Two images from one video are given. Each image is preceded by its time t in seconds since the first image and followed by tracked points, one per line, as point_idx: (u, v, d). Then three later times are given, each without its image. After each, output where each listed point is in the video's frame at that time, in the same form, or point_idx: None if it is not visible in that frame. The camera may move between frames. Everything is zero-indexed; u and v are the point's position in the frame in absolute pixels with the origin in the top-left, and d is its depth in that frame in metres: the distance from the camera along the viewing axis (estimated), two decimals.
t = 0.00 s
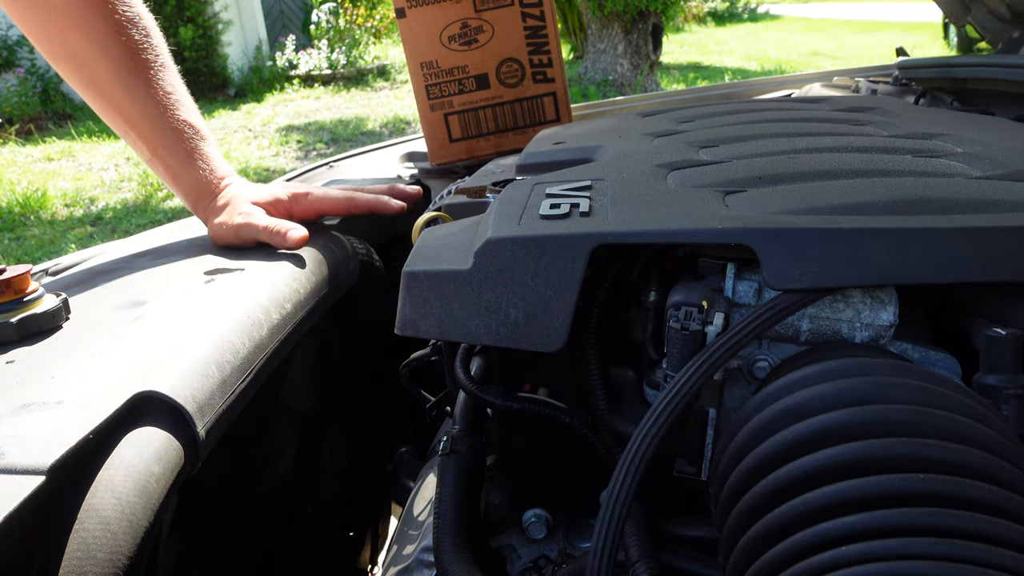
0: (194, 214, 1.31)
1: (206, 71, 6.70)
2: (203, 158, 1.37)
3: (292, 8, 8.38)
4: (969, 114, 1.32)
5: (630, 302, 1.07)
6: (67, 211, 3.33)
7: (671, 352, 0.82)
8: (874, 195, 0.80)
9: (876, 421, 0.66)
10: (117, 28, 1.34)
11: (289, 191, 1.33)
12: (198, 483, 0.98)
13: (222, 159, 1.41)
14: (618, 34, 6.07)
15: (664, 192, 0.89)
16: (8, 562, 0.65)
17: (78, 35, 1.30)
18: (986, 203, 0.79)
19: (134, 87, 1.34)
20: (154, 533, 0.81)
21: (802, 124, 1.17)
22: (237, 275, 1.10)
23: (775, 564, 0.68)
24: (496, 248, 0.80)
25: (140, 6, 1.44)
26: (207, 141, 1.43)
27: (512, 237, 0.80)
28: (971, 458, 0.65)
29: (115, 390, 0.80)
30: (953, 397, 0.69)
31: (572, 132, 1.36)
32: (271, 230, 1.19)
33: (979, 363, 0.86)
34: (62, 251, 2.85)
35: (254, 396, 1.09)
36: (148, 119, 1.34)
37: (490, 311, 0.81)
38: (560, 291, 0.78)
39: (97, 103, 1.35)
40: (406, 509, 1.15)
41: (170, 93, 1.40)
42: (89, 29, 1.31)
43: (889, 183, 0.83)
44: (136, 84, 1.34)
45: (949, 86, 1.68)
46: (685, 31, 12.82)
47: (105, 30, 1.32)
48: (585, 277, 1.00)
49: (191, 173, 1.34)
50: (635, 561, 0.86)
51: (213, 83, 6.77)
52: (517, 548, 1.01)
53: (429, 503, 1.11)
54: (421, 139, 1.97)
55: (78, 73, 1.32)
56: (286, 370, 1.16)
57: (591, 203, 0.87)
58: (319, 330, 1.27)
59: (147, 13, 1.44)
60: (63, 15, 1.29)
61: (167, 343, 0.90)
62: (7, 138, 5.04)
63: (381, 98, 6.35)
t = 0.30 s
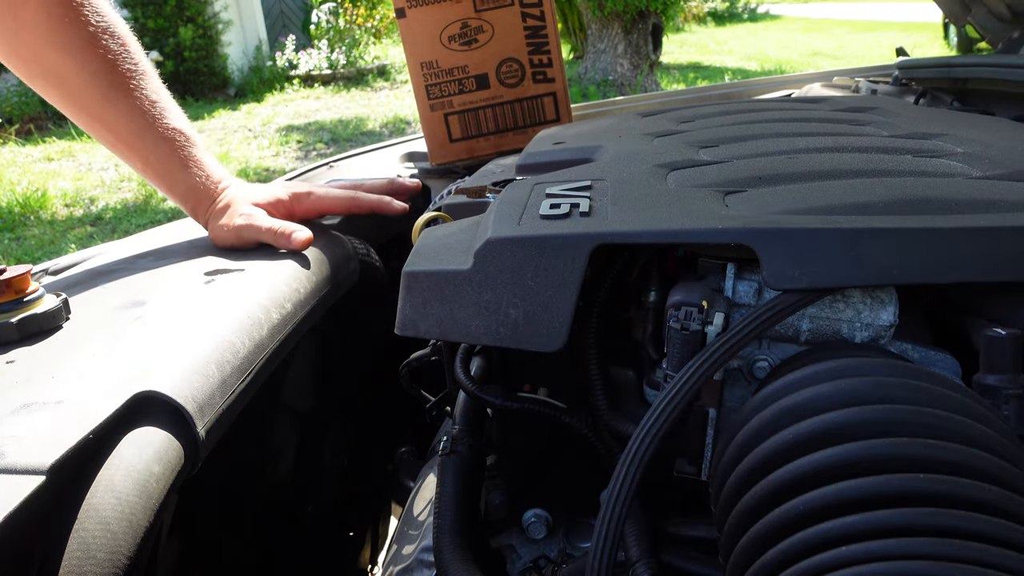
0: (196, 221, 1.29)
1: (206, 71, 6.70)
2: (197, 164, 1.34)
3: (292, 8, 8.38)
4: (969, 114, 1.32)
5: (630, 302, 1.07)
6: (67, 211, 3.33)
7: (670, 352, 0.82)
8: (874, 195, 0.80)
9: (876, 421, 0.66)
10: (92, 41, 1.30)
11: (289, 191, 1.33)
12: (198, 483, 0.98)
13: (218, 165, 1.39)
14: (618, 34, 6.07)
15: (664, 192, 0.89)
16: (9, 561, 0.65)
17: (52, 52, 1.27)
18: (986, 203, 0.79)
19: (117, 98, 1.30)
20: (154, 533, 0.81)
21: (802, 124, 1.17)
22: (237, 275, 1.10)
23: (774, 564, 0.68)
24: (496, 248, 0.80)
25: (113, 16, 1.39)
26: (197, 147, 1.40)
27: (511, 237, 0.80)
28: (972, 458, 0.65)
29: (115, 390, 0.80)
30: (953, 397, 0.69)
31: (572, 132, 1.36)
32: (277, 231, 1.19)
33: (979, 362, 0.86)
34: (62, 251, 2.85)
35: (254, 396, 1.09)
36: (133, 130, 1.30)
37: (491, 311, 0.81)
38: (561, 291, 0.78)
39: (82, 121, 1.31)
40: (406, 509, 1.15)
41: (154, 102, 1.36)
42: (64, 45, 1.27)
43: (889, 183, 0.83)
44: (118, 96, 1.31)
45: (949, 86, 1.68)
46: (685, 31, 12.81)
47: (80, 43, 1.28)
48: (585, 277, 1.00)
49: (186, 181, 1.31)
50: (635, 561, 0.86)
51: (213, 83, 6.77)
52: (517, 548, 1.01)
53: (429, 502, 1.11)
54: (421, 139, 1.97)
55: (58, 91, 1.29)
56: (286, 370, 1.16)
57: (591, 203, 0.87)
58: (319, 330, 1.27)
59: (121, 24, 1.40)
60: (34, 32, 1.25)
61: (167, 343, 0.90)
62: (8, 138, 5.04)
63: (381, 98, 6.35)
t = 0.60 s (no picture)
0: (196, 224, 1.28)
1: (206, 71, 6.71)
2: (191, 169, 1.33)
3: (292, 8, 8.38)
4: (969, 114, 1.32)
5: (630, 302, 1.07)
6: (68, 211, 3.33)
7: (670, 352, 0.82)
8: (874, 195, 0.80)
9: (876, 421, 0.66)
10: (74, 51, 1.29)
11: (289, 189, 1.33)
12: (198, 483, 0.98)
13: (213, 168, 1.38)
14: (618, 34, 6.08)
15: (664, 192, 0.89)
16: (9, 561, 0.65)
17: (35, 64, 1.25)
18: (987, 203, 0.79)
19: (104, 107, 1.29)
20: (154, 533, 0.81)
21: (802, 124, 1.17)
22: (237, 275, 1.10)
23: (774, 564, 0.68)
24: (496, 248, 0.80)
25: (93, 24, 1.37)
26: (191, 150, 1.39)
27: (512, 237, 0.80)
28: (972, 459, 0.65)
29: (115, 390, 0.80)
30: (953, 397, 0.69)
31: (573, 131, 1.36)
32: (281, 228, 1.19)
33: (979, 363, 0.86)
34: (62, 252, 2.85)
35: (254, 396, 1.09)
36: (124, 139, 1.29)
37: (491, 311, 0.81)
38: (561, 291, 0.78)
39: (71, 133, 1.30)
40: (406, 509, 1.15)
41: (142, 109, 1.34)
42: (46, 56, 1.26)
43: (888, 183, 0.83)
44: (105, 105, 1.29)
45: (949, 86, 1.68)
46: (685, 30, 12.76)
47: (62, 55, 1.27)
48: (585, 277, 0.99)
49: (180, 187, 1.30)
50: (635, 561, 0.86)
51: (213, 83, 6.77)
52: (517, 548, 1.02)
53: (429, 503, 1.11)
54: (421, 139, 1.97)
55: (45, 103, 1.27)
56: (286, 370, 1.16)
57: (591, 203, 0.87)
58: (319, 330, 1.27)
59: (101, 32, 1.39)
60: (15, 46, 1.24)
61: (167, 343, 0.90)
62: (8, 137, 5.05)
63: (381, 98, 6.35)
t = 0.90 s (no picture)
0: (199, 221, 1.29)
1: (206, 71, 6.71)
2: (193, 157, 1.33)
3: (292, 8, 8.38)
4: (969, 113, 1.32)
5: (629, 302, 1.04)
6: (68, 211, 3.32)
7: (671, 352, 0.83)
8: (875, 195, 0.80)
9: (876, 421, 0.66)
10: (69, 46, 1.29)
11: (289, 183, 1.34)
12: (198, 483, 0.98)
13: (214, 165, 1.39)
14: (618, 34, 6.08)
15: (665, 192, 0.89)
16: (9, 561, 0.65)
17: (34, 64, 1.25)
18: (987, 203, 0.79)
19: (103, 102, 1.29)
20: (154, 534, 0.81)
21: (802, 124, 1.17)
22: (237, 275, 1.10)
23: (775, 564, 0.68)
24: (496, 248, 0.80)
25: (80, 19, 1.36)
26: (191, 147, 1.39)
27: (511, 237, 0.80)
28: (972, 459, 0.65)
29: (115, 390, 0.80)
30: (953, 397, 0.69)
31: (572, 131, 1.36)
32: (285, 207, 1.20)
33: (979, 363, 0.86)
34: (61, 251, 2.85)
35: (254, 396, 1.09)
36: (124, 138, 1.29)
37: (491, 312, 0.81)
38: (561, 291, 0.79)
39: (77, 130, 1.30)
40: (406, 509, 1.15)
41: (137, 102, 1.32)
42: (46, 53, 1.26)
43: (888, 184, 0.83)
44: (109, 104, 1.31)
45: (949, 86, 1.68)
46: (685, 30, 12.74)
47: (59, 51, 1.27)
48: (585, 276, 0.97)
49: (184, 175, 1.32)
50: (635, 561, 0.86)
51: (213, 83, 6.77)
52: (517, 548, 1.03)
53: (429, 503, 1.11)
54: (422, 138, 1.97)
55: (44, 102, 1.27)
56: (286, 370, 1.16)
57: (591, 203, 0.87)
58: (319, 330, 1.27)
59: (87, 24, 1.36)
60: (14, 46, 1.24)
61: (166, 343, 0.90)
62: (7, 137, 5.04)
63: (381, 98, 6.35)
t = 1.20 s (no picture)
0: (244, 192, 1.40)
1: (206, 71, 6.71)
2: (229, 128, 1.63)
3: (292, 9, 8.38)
4: (969, 113, 1.32)
5: (629, 302, 1.04)
6: (68, 211, 3.32)
7: (671, 352, 0.83)
8: (874, 196, 0.80)
9: (876, 421, 0.66)
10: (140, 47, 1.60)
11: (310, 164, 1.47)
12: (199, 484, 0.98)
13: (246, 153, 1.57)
14: (618, 34, 6.09)
15: (664, 194, 0.89)
16: (9, 562, 0.65)
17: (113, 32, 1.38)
18: (986, 203, 0.79)
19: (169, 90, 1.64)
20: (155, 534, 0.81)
21: (802, 124, 1.17)
22: (237, 275, 1.10)
23: (775, 564, 0.68)
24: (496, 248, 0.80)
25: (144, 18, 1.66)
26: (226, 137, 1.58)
27: (511, 237, 0.80)
28: (973, 459, 0.65)
29: (115, 390, 0.80)
30: (953, 398, 0.69)
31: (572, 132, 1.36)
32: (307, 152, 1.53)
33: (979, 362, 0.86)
34: (62, 251, 2.84)
35: (254, 396, 1.09)
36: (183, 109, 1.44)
37: (491, 312, 0.81)
38: (561, 292, 0.79)
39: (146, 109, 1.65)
40: (406, 509, 1.15)
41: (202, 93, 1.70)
42: (124, 56, 1.59)
43: (888, 184, 0.83)
44: (165, 83, 1.64)
45: (949, 86, 1.69)
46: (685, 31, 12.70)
47: (131, 52, 1.59)
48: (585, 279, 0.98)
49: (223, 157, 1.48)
50: (635, 561, 0.86)
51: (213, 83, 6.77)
52: (517, 548, 1.03)
53: (429, 503, 1.11)
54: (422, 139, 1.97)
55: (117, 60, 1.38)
56: (286, 370, 1.16)
57: (591, 206, 0.87)
58: (319, 330, 1.26)
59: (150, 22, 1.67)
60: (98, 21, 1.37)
61: (167, 343, 0.90)
62: (8, 137, 5.04)
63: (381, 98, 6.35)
